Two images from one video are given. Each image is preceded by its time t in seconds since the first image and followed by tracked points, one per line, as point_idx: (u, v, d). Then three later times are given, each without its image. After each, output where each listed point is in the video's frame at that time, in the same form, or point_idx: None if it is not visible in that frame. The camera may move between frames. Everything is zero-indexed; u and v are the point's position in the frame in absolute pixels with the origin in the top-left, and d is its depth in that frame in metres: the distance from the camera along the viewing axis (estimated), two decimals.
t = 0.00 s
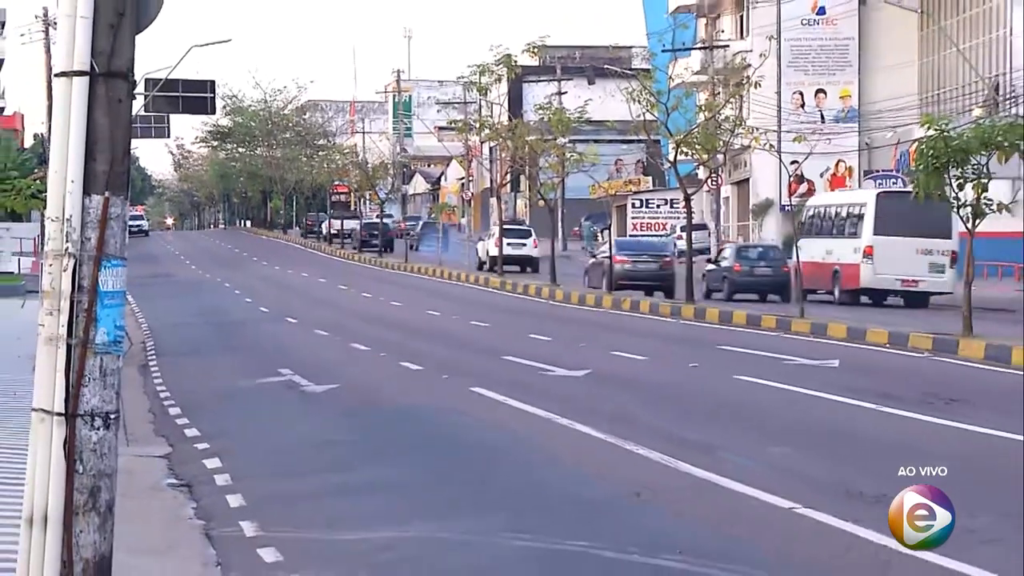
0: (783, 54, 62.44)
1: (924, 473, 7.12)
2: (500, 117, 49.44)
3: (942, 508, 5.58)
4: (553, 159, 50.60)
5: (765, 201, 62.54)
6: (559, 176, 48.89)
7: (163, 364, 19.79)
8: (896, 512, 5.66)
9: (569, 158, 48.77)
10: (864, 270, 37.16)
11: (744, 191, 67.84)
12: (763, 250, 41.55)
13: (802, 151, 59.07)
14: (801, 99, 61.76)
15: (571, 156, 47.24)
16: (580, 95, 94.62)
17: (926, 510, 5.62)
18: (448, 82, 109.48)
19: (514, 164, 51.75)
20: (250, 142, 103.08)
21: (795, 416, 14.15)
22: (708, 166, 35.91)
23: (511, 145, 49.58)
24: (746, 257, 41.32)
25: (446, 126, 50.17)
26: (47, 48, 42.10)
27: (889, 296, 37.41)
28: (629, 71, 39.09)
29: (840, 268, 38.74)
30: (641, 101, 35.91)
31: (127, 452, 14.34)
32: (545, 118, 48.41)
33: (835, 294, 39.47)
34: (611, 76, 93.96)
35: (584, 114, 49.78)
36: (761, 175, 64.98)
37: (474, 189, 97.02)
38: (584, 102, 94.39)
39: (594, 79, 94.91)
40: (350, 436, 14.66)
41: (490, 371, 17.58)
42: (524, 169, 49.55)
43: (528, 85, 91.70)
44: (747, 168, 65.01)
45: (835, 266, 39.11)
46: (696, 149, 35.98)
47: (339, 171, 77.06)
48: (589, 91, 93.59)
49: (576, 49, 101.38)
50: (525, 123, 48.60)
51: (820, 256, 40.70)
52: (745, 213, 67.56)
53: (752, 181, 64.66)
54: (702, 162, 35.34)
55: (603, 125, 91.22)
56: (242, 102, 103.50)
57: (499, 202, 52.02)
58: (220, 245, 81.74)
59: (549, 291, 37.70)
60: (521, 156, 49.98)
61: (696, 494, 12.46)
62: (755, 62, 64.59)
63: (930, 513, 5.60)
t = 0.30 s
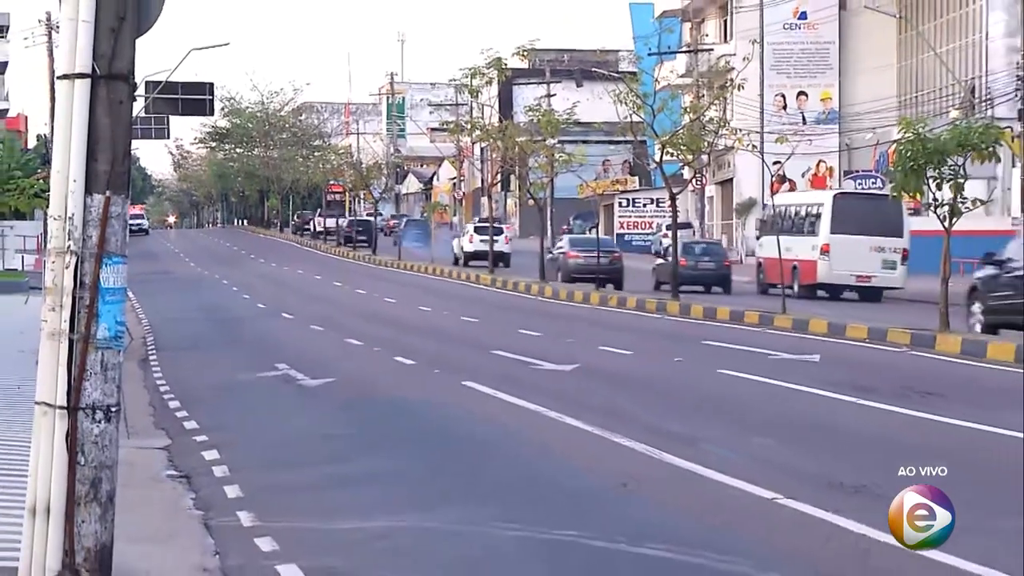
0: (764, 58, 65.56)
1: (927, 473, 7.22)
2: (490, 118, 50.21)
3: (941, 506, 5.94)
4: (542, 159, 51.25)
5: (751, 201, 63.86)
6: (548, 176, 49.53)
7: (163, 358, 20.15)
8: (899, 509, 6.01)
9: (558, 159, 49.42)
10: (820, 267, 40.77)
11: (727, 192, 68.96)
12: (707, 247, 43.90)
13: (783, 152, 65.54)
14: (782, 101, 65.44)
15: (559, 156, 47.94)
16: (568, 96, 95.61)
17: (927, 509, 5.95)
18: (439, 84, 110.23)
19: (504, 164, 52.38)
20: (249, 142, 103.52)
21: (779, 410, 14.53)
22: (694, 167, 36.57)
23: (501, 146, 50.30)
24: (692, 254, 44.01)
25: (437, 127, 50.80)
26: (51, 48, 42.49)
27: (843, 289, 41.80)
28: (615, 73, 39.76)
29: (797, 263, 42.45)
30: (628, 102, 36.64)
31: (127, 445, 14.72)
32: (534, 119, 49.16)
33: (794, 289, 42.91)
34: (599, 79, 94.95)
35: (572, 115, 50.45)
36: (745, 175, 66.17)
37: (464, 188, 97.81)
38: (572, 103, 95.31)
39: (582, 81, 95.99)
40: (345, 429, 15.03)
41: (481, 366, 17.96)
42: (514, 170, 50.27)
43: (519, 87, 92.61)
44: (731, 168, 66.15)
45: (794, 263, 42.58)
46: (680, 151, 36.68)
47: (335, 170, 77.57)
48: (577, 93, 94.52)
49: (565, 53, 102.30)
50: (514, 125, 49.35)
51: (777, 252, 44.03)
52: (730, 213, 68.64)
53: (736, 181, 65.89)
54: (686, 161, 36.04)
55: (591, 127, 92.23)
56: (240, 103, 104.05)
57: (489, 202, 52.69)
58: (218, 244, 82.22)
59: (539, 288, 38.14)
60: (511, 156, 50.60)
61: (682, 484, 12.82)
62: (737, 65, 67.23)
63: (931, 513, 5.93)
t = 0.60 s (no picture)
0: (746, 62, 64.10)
1: (922, 474, 8.30)
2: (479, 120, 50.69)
3: (940, 508, 6.66)
4: (529, 160, 51.72)
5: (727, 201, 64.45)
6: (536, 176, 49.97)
7: (160, 352, 20.57)
8: (898, 512, 6.72)
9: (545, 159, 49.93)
10: (779, 263, 42.77)
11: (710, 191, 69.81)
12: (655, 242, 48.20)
13: (765, 153, 64.96)
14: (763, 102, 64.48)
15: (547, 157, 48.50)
16: (554, 99, 96.47)
17: (925, 509, 6.69)
18: (429, 86, 110.94)
19: (493, 165, 52.85)
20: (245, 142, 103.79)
21: (757, 405, 14.94)
22: (677, 167, 37.07)
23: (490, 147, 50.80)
24: (642, 249, 48.44)
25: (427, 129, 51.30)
26: (49, 50, 42.81)
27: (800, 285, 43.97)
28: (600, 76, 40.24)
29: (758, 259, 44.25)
30: (613, 103, 37.24)
31: (125, 436, 15.11)
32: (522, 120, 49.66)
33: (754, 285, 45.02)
34: (585, 82, 95.82)
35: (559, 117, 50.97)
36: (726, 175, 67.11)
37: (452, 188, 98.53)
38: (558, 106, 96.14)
39: (568, 84, 96.96)
40: (336, 421, 15.44)
41: (469, 360, 18.36)
42: (501, 171, 50.81)
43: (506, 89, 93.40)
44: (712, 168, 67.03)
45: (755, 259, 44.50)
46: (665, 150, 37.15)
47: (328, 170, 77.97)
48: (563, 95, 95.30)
49: (552, 56, 103.06)
50: (503, 127, 49.85)
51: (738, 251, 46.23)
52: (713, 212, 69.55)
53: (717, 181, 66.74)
54: (669, 161, 36.57)
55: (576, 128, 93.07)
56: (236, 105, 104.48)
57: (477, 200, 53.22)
58: (215, 243, 82.54)
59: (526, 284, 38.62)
60: (499, 157, 51.05)
61: (661, 475, 13.22)
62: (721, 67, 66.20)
63: (932, 513, 6.68)
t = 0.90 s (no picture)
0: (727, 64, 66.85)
1: (926, 475, 6.04)
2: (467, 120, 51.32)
3: (943, 507, 4.90)
4: (516, 159, 52.39)
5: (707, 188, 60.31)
6: (523, 175, 50.65)
7: (157, 348, 20.96)
8: (894, 510, 4.96)
9: (531, 159, 50.56)
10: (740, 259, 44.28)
11: (693, 190, 71.05)
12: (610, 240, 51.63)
13: (745, 153, 66.73)
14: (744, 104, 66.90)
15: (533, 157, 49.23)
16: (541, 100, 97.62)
17: (926, 509, 4.92)
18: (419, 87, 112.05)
19: (482, 165, 53.50)
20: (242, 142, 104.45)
21: (739, 399, 15.36)
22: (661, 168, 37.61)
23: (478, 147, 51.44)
24: (598, 245, 51.78)
25: (416, 128, 51.88)
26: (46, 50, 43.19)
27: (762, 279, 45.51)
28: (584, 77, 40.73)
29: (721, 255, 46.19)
30: (598, 105, 37.74)
31: (122, 429, 15.51)
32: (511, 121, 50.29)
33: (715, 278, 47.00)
34: (571, 83, 96.98)
35: (546, 117, 51.62)
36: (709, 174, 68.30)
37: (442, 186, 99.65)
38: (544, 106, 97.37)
39: (555, 86, 98.11)
40: (329, 414, 15.83)
41: (458, 355, 18.76)
42: (489, 170, 51.48)
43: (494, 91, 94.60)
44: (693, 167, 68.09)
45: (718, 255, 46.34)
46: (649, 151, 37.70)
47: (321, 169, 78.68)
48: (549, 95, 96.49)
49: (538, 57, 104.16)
50: (491, 127, 50.47)
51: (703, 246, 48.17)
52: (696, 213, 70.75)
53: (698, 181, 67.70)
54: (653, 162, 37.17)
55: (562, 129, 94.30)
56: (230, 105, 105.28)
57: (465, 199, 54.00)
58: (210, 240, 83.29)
59: (512, 281, 39.22)
60: (487, 156, 51.54)
61: (645, 466, 13.62)
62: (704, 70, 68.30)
63: (931, 513, 4.91)
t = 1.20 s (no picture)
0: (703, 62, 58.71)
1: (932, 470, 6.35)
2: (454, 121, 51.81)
3: (943, 508, 5.25)
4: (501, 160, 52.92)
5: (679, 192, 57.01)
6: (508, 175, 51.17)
7: (151, 344, 21.34)
8: (895, 511, 5.31)
9: (517, 160, 51.08)
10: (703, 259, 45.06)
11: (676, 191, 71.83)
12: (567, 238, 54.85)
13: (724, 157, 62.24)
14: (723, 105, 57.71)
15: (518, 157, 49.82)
16: (527, 103, 98.40)
17: (926, 509, 5.28)
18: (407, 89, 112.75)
19: (468, 164, 53.99)
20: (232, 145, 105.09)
21: (719, 394, 15.79)
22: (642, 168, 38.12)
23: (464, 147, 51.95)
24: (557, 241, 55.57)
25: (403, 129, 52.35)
26: (43, 52, 43.54)
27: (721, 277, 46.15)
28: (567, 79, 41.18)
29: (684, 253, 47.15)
30: (581, 106, 38.24)
31: (117, 423, 15.89)
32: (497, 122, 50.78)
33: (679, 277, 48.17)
34: (555, 86, 97.75)
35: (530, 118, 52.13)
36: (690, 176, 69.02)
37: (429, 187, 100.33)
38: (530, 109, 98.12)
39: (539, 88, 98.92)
40: (318, 408, 16.23)
41: (445, 351, 19.17)
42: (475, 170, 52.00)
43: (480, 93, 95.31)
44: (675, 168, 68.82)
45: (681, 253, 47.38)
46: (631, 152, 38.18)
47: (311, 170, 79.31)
48: (534, 98, 97.27)
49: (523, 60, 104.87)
50: (477, 128, 50.97)
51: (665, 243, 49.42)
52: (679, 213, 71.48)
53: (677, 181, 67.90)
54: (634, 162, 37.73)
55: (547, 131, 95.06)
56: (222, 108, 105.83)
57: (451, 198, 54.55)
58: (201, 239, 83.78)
59: (497, 279, 39.72)
60: (473, 157, 52.05)
61: (626, 459, 14.04)
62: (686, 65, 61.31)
63: (930, 513, 5.27)
